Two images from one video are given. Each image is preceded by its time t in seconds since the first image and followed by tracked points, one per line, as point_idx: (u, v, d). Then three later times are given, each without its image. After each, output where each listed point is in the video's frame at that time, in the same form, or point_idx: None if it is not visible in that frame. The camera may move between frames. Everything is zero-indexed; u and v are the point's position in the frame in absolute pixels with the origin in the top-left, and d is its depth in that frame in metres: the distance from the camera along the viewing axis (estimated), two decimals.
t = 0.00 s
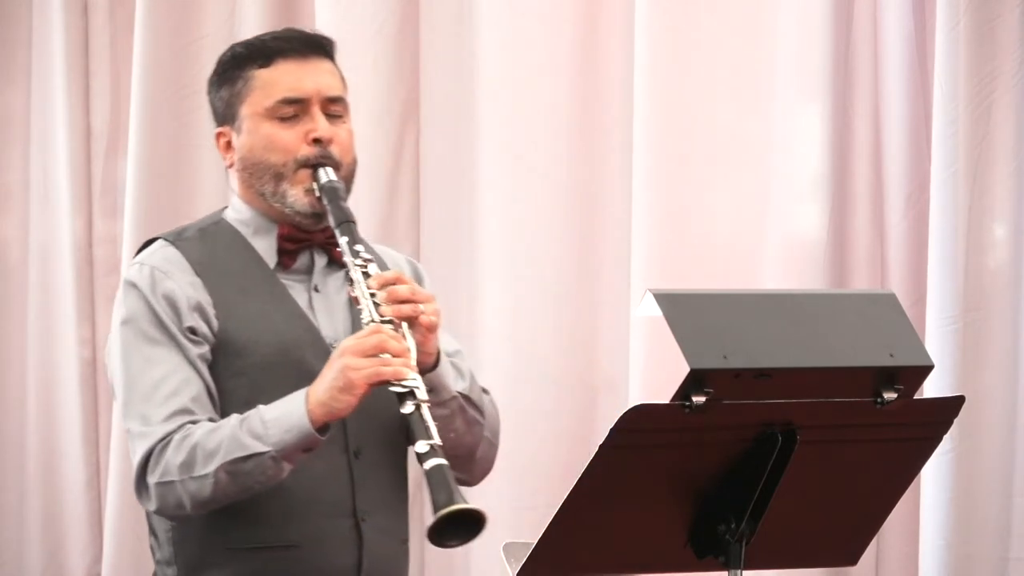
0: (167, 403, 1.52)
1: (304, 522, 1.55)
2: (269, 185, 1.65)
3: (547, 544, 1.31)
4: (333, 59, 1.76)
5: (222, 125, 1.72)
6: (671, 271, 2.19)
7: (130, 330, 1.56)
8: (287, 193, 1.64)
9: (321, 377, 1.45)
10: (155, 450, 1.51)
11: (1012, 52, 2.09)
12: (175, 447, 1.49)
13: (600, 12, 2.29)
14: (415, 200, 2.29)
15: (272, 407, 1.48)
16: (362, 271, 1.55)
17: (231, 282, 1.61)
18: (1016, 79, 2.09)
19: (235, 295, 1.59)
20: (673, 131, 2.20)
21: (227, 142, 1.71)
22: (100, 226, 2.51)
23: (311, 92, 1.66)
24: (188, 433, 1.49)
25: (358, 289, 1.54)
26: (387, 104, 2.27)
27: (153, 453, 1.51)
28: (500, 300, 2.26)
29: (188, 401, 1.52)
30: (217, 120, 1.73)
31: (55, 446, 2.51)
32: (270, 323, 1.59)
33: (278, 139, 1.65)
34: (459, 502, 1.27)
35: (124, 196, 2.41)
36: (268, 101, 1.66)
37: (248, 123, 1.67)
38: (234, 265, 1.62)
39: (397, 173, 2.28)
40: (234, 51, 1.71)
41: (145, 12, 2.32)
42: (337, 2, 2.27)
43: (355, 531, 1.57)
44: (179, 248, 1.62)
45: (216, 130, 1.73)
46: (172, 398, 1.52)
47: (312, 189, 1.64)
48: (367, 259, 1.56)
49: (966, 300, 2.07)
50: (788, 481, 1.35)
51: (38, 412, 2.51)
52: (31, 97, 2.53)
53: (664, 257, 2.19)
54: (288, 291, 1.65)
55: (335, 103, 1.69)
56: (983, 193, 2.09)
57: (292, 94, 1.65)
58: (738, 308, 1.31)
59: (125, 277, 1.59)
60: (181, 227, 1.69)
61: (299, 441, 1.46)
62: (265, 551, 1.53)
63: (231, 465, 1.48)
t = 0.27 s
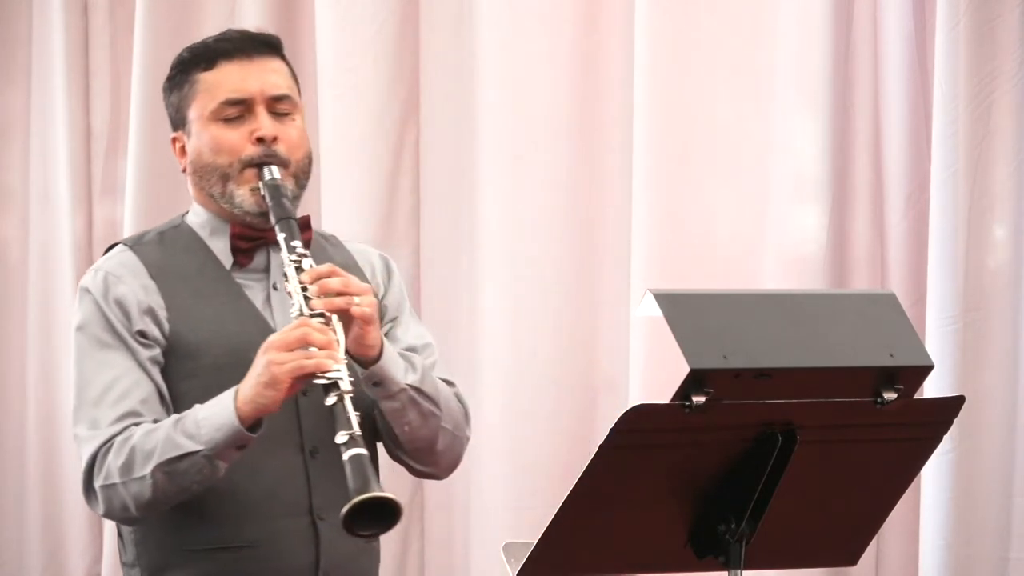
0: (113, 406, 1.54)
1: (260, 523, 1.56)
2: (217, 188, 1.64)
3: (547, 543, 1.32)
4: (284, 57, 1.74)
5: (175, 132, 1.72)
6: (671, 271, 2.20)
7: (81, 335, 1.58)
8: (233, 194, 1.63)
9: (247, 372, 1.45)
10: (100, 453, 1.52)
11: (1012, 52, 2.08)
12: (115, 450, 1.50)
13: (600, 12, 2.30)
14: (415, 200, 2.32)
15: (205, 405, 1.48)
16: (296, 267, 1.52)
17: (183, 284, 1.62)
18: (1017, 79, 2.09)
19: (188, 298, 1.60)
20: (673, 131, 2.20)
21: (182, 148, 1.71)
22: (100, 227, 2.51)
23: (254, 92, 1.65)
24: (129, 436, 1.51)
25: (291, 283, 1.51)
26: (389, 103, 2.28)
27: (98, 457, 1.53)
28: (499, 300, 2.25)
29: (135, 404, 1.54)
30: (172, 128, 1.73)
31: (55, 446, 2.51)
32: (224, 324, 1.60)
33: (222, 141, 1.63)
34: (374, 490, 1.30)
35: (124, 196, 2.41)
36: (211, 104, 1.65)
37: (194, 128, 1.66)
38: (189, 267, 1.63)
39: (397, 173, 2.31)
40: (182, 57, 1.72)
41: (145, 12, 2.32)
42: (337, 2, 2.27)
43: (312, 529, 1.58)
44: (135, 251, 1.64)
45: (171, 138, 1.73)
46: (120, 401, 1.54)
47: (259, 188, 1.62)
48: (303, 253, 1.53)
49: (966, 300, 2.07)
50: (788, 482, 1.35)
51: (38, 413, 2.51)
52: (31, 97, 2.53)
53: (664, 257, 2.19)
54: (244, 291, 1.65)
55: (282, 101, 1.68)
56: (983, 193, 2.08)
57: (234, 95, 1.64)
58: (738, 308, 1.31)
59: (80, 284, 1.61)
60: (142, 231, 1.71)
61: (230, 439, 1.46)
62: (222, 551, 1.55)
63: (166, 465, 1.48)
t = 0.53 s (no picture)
0: (95, 415, 1.57)
1: (246, 523, 1.58)
2: (196, 190, 1.67)
3: (547, 543, 1.32)
4: (263, 55, 1.76)
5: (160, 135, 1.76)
6: (671, 271, 2.20)
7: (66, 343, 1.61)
8: (211, 196, 1.65)
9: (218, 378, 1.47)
10: (82, 462, 1.55)
11: (1013, 52, 2.08)
12: (96, 460, 1.53)
13: (600, 12, 2.30)
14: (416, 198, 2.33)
15: (181, 416, 1.50)
16: (267, 269, 1.53)
17: (167, 289, 1.64)
18: (1017, 79, 2.08)
19: (170, 305, 1.63)
20: (673, 131, 2.20)
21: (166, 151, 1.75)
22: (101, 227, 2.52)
23: (230, 94, 1.67)
24: (108, 446, 1.53)
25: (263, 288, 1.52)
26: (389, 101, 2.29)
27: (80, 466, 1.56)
28: (499, 300, 2.25)
29: (116, 412, 1.57)
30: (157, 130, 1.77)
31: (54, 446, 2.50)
32: (205, 328, 1.63)
33: (199, 144, 1.66)
34: (334, 491, 1.32)
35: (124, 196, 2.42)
36: (188, 107, 1.67)
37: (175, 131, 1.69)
38: (173, 272, 1.66)
39: (397, 172, 2.31)
40: (162, 60, 1.74)
41: (145, 12, 2.32)
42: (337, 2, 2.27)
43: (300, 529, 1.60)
44: (122, 257, 1.67)
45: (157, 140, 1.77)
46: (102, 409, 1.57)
47: (235, 189, 1.64)
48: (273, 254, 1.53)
49: (966, 300, 2.07)
50: (788, 481, 1.35)
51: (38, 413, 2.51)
52: (31, 96, 2.53)
53: (665, 257, 2.20)
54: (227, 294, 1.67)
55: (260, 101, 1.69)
56: (983, 193, 2.09)
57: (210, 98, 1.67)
58: (737, 308, 1.31)
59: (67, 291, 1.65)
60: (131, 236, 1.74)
61: (203, 450, 1.48)
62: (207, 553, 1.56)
63: (143, 476, 1.51)
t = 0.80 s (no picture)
0: (114, 415, 1.54)
1: (264, 523, 1.56)
2: (223, 190, 1.63)
3: (548, 543, 1.31)
4: (294, 61, 1.75)
5: (184, 131, 1.72)
6: (671, 270, 2.20)
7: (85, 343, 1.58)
8: (238, 197, 1.62)
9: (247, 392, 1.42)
10: (100, 464, 1.52)
11: (1012, 52, 2.08)
12: (115, 461, 1.50)
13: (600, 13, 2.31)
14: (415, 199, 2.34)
15: (206, 420, 1.48)
16: (296, 279, 1.49)
17: (188, 288, 1.62)
18: (1016, 79, 2.09)
19: (189, 303, 1.60)
20: (673, 130, 2.20)
21: (190, 147, 1.71)
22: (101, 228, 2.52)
23: (264, 95, 1.64)
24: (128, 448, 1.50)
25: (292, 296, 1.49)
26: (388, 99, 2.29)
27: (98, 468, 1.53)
28: (499, 300, 2.25)
29: (135, 412, 1.54)
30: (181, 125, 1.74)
31: (54, 446, 2.51)
32: (225, 326, 1.60)
33: (230, 144, 1.63)
34: (362, 515, 1.24)
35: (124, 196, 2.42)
36: (221, 106, 1.64)
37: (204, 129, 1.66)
38: (192, 270, 1.64)
39: (397, 173, 2.32)
40: (194, 56, 1.71)
41: (145, 12, 2.32)
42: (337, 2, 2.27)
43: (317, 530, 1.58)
44: (142, 256, 1.64)
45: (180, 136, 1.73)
46: (120, 409, 1.54)
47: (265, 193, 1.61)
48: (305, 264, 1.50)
49: (966, 300, 2.07)
50: (788, 481, 1.35)
51: (38, 413, 2.50)
52: (30, 96, 2.53)
53: (664, 256, 2.20)
54: (247, 292, 1.65)
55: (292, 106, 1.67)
56: (983, 193, 2.08)
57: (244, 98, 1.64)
58: (737, 308, 1.31)
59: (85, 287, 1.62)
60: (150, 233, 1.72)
61: (227, 456, 1.45)
62: (223, 552, 1.55)
63: (165, 480, 1.48)
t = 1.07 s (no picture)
0: (164, 408, 1.52)
1: (310, 522, 1.54)
2: (275, 189, 1.63)
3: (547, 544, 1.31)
4: (354, 68, 1.75)
5: (237, 122, 1.72)
6: (671, 270, 2.20)
7: (133, 333, 1.56)
8: (291, 198, 1.62)
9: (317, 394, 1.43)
10: (151, 457, 1.50)
11: (1012, 52, 2.09)
12: (170, 455, 1.48)
13: (601, 13, 2.31)
14: (415, 200, 2.32)
15: (268, 417, 1.47)
16: (363, 284, 1.54)
17: (234, 284, 1.59)
18: (1016, 79, 2.09)
19: (237, 298, 1.58)
20: (674, 130, 2.20)
21: (239, 140, 1.72)
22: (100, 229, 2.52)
23: (326, 99, 1.64)
24: (184, 442, 1.49)
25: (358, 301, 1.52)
26: (389, 99, 2.29)
27: (149, 460, 1.50)
28: (499, 300, 2.25)
29: (186, 407, 1.52)
30: (233, 115, 1.73)
31: (55, 446, 2.51)
32: (274, 323, 1.58)
33: (287, 143, 1.63)
34: (447, 527, 1.27)
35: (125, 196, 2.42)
36: (281, 104, 1.64)
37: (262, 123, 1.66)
38: (237, 265, 1.61)
39: (397, 174, 2.31)
40: (256, 49, 1.70)
41: (145, 11, 2.32)
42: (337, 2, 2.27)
43: (361, 530, 1.56)
44: (188, 248, 1.62)
45: (231, 125, 1.73)
46: (170, 403, 1.52)
47: (318, 197, 1.62)
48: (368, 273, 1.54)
49: (966, 300, 2.07)
50: (788, 481, 1.35)
51: (38, 412, 2.51)
52: (30, 96, 2.53)
53: (664, 256, 2.20)
54: (295, 292, 1.64)
55: (351, 114, 1.67)
56: (983, 193, 2.08)
57: (306, 99, 1.64)
58: (737, 308, 1.31)
59: (132, 278, 1.59)
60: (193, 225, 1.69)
61: (292, 455, 1.45)
62: (266, 551, 1.53)
63: (224, 475, 1.47)
